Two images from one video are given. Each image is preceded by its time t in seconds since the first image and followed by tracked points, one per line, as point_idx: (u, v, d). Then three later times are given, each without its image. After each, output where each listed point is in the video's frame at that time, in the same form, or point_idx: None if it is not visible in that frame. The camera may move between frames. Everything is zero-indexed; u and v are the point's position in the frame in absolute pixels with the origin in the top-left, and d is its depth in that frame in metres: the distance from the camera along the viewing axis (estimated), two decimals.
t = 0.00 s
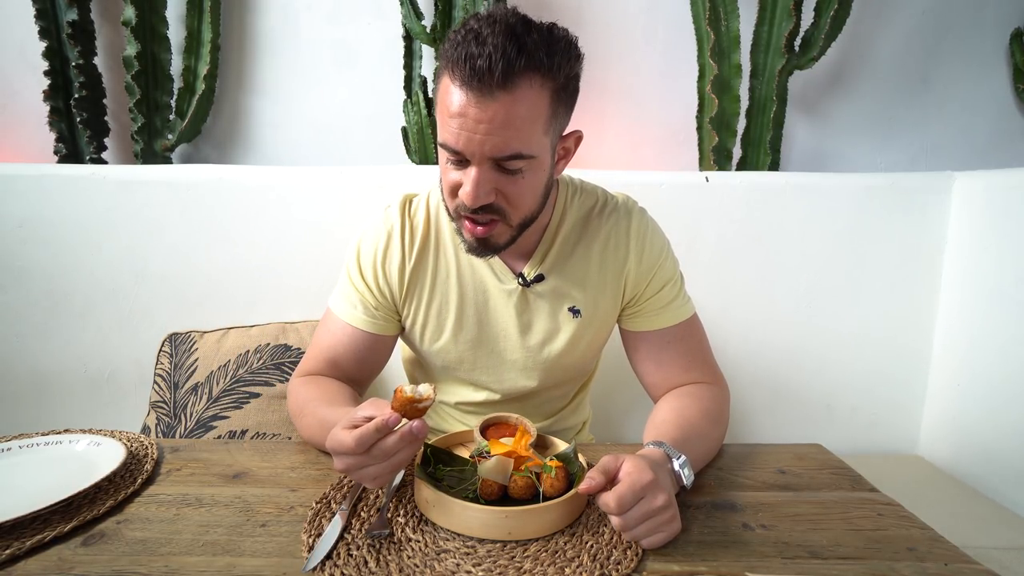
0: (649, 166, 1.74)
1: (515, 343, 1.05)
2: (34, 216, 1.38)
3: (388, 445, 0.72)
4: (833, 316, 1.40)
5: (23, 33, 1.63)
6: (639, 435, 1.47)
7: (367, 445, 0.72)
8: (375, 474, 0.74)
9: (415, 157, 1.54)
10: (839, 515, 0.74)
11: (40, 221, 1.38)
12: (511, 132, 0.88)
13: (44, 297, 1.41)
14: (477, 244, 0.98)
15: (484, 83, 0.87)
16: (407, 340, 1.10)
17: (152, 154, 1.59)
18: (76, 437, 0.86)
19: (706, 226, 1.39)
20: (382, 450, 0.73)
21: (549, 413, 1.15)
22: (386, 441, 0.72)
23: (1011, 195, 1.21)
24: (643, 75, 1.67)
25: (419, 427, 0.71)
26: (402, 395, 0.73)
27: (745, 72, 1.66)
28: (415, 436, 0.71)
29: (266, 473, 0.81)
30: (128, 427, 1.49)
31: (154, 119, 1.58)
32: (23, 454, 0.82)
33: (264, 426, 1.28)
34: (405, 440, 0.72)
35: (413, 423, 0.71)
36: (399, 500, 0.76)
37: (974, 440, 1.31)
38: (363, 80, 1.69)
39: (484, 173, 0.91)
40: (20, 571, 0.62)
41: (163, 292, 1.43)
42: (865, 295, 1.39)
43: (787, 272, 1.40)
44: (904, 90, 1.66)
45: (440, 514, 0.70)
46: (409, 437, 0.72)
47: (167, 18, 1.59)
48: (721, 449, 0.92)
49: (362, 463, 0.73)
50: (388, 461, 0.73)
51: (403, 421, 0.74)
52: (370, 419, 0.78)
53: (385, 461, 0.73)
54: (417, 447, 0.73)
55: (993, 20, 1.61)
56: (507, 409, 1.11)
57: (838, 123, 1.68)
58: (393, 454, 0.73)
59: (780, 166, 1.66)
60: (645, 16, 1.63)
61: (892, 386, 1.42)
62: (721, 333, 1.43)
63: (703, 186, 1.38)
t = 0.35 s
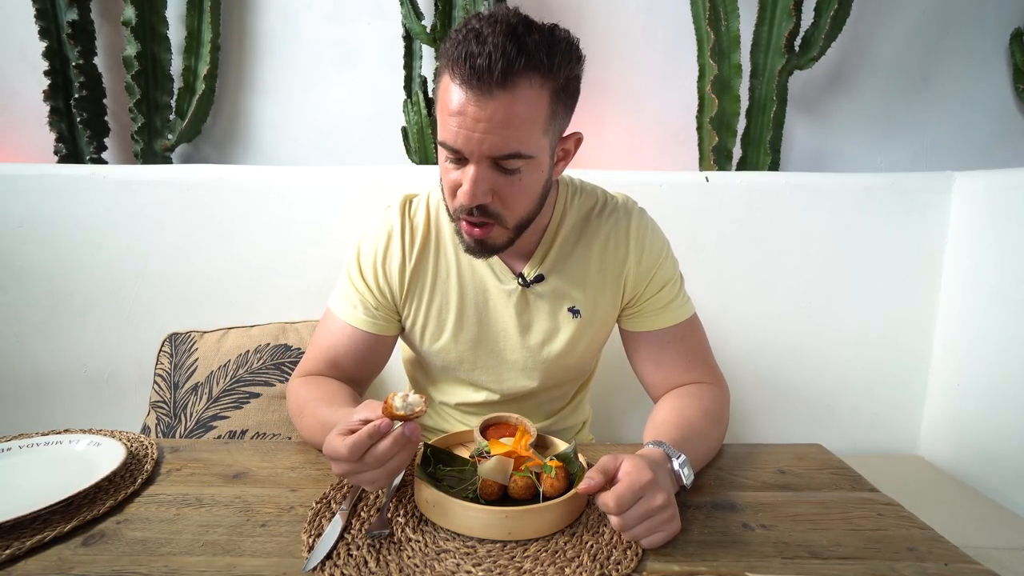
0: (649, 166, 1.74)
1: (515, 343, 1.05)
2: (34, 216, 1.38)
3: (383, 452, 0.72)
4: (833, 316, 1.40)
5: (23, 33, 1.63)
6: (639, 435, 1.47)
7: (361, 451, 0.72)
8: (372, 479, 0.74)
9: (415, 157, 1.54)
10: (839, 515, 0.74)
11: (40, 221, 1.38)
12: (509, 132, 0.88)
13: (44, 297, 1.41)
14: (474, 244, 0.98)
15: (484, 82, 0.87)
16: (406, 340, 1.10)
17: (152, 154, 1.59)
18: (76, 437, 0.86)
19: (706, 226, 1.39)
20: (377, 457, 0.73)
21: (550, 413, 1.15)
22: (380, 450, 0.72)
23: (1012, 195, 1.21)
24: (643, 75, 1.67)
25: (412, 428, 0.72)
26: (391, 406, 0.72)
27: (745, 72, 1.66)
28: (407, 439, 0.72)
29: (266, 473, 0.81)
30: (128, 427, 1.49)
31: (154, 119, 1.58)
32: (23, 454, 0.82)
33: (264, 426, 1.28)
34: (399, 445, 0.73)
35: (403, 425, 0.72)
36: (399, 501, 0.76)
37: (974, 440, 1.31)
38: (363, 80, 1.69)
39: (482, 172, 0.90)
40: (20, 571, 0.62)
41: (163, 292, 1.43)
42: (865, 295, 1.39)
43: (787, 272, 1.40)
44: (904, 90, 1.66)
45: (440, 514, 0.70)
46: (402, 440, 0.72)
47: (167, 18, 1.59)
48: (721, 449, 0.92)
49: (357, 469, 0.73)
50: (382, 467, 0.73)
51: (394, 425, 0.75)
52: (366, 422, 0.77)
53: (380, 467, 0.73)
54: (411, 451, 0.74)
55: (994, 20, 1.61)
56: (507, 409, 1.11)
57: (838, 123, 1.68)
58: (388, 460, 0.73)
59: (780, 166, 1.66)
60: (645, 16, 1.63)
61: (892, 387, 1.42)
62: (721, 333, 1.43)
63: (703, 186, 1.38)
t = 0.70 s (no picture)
0: (649, 166, 1.74)
1: (516, 343, 1.05)
2: (35, 216, 1.38)
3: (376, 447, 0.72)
4: (833, 316, 1.40)
5: (23, 33, 1.63)
6: (639, 435, 1.47)
7: (355, 442, 0.73)
8: (364, 476, 0.74)
9: (415, 157, 1.55)
10: (839, 515, 0.74)
11: (40, 222, 1.38)
12: (508, 102, 0.89)
13: (44, 297, 1.41)
14: (473, 226, 0.96)
15: (484, 51, 0.88)
16: (406, 339, 1.10)
17: (152, 154, 1.59)
18: (76, 437, 0.86)
19: (706, 226, 1.39)
20: (370, 451, 0.73)
21: (549, 415, 1.15)
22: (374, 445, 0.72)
23: (1012, 195, 1.21)
24: (643, 74, 1.67)
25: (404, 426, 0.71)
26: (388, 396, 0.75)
27: (745, 72, 1.66)
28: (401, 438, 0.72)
29: (266, 473, 0.81)
30: (128, 427, 1.49)
31: (154, 119, 1.58)
32: (23, 454, 0.82)
33: (264, 426, 1.28)
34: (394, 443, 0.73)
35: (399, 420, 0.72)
36: (399, 501, 0.76)
37: (974, 439, 1.31)
38: (362, 79, 1.69)
39: (482, 143, 0.90)
40: (20, 571, 0.62)
41: (163, 292, 1.43)
42: (865, 295, 1.39)
43: (787, 272, 1.40)
44: (904, 90, 1.66)
45: (440, 514, 0.70)
46: (395, 436, 0.72)
47: (167, 18, 1.59)
48: (721, 449, 0.92)
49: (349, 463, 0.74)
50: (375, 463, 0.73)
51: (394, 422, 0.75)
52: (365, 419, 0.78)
53: (373, 462, 0.74)
54: (405, 453, 0.73)
55: (994, 20, 1.61)
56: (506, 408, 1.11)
57: (838, 123, 1.68)
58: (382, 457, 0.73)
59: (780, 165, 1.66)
60: (645, 16, 1.63)
61: (892, 387, 1.42)
62: (721, 333, 1.43)
63: (703, 186, 1.38)
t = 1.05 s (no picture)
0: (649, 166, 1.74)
1: (516, 344, 1.05)
2: (35, 216, 1.38)
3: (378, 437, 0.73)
4: (833, 316, 1.40)
5: (23, 33, 1.63)
6: (639, 434, 1.47)
7: (358, 431, 0.73)
8: (364, 468, 0.74)
9: (415, 157, 1.55)
10: (839, 515, 0.74)
11: (40, 222, 1.38)
12: (504, 122, 0.88)
13: (44, 297, 1.41)
14: (475, 246, 0.98)
15: (477, 71, 0.87)
16: (406, 340, 1.10)
17: (152, 154, 1.59)
18: (76, 437, 0.86)
19: (706, 226, 1.39)
20: (371, 441, 0.73)
21: (550, 416, 1.15)
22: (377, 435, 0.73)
23: (1012, 195, 1.21)
24: (643, 74, 1.67)
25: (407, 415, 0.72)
26: (395, 383, 0.78)
27: (745, 72, 1.66)
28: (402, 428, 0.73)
29: (266, 473, 0.81)
30: (128, 427, 1.49)
31: (154, 119, 1.58)
32: (23, 454, 0.82)
33: (264, 426, 1.28)
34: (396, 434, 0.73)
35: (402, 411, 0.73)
36: (399, 501, 0.76)
37: (974, 439, 1.31)
38: (363, 80, 1.69)
39: (479, 165, 0.90)
40: (20, 571, 0.62)
41: (163, 292, 1.43)
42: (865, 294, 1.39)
43: (787, 272, 1.40)
44: (904, 90, 1.66)
45: (440, 514, 0.70)
46: (396, 425, 0.72)
47: (167, 18, 1.59)
48: (721, 449, 0.92)
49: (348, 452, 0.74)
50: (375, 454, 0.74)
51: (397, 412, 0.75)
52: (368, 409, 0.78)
53: (373, 453, 0.74)
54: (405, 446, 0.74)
55: (994, 21, 1.61)
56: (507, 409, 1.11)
57: (838, 123, 1.68)
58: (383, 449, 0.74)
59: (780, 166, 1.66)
60: (645, 16, 1.63)
61: (893, 387, 1.42)
62: (722, 334, 1.43)
63: (703, 186, 1.38)
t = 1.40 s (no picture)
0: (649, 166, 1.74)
1: (515, 344, 1.05)
2: (35, 216, 1.38)
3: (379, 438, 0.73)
4: (833, 316, 1.40)
5: (23, 33, 1.63)
6: (639, 434, 1.47)
7: (359, 431, 0.73)
8: (364, 468, 0.74)
9: (415, 157, 1.55)
10: (839, 515, 0.74)
11: (40, 222, 1.38)
12: (511, 110, 0.88)
13: (44, 297, 1.41)
14: (483, 237, 0.97)
15: (482, 60, 0.88)
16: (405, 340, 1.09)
17: (152, 154, 1.59)
18: (76, 437, 0.86)
19: (707, 226, 1.39)
20: (373, 442, 0.73)
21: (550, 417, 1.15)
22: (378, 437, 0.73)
23: (1012, 195, 1.21)
24: (643, 74, 1.67)
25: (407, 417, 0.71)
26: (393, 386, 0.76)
27: (745, 72, 1.66)
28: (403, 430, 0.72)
29: (266, 473, 0.81)
30: (128, 427, 1.49)
31: (154, 119, 1.58)
32: (23, 454, 0.82)
33: (264, 426, 1.28)
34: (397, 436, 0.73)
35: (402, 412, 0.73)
36: (399, 501, 0.76)
37: (974, 439, 1.31)
38: (363, 80, 1.69)
39: (487, 154, 0.90)
40: (20, 571, 0.62)
41: (163, 292, 1.43)
42: (865, 294, 1.39)
43: (787, 272, 1.40)
44: (903, 90, 1.66)
45: (440, 514, 0.70)
46: (397, 426, 0.72)
47: (167, 18, 1.59)
48: (721, 449, 0.92)
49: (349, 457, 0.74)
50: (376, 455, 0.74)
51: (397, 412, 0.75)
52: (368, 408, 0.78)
53: (374, 454, 0.74)
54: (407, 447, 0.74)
55: (994, 22, 1.61)
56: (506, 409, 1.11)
57: (838, 123, 1.68)
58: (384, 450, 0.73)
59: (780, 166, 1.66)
60: (645, 16, 1.63)
61: (892, 387, 1.42)
62: (722, 334, 1.43)
63: (703, 186, 1.38)
